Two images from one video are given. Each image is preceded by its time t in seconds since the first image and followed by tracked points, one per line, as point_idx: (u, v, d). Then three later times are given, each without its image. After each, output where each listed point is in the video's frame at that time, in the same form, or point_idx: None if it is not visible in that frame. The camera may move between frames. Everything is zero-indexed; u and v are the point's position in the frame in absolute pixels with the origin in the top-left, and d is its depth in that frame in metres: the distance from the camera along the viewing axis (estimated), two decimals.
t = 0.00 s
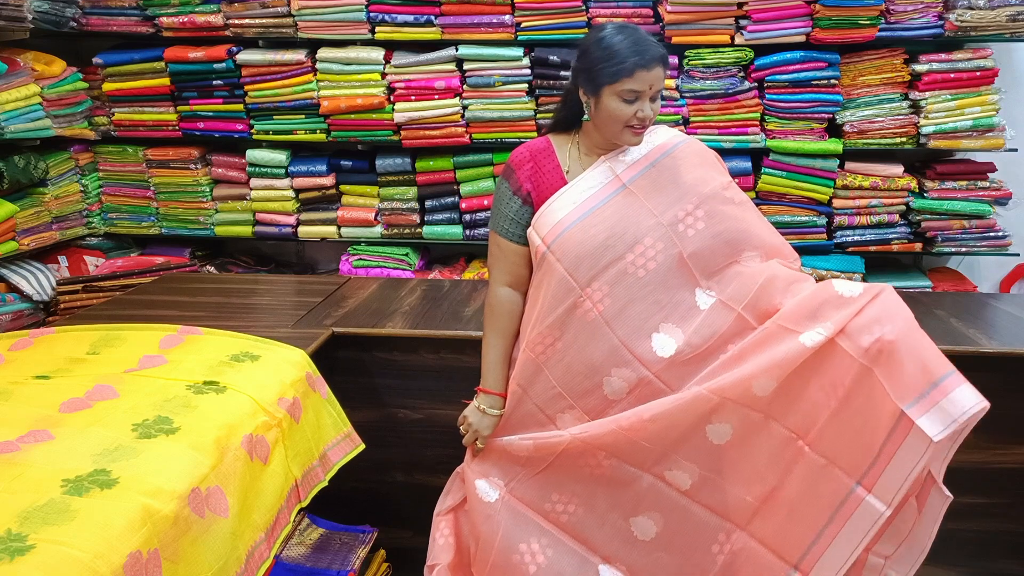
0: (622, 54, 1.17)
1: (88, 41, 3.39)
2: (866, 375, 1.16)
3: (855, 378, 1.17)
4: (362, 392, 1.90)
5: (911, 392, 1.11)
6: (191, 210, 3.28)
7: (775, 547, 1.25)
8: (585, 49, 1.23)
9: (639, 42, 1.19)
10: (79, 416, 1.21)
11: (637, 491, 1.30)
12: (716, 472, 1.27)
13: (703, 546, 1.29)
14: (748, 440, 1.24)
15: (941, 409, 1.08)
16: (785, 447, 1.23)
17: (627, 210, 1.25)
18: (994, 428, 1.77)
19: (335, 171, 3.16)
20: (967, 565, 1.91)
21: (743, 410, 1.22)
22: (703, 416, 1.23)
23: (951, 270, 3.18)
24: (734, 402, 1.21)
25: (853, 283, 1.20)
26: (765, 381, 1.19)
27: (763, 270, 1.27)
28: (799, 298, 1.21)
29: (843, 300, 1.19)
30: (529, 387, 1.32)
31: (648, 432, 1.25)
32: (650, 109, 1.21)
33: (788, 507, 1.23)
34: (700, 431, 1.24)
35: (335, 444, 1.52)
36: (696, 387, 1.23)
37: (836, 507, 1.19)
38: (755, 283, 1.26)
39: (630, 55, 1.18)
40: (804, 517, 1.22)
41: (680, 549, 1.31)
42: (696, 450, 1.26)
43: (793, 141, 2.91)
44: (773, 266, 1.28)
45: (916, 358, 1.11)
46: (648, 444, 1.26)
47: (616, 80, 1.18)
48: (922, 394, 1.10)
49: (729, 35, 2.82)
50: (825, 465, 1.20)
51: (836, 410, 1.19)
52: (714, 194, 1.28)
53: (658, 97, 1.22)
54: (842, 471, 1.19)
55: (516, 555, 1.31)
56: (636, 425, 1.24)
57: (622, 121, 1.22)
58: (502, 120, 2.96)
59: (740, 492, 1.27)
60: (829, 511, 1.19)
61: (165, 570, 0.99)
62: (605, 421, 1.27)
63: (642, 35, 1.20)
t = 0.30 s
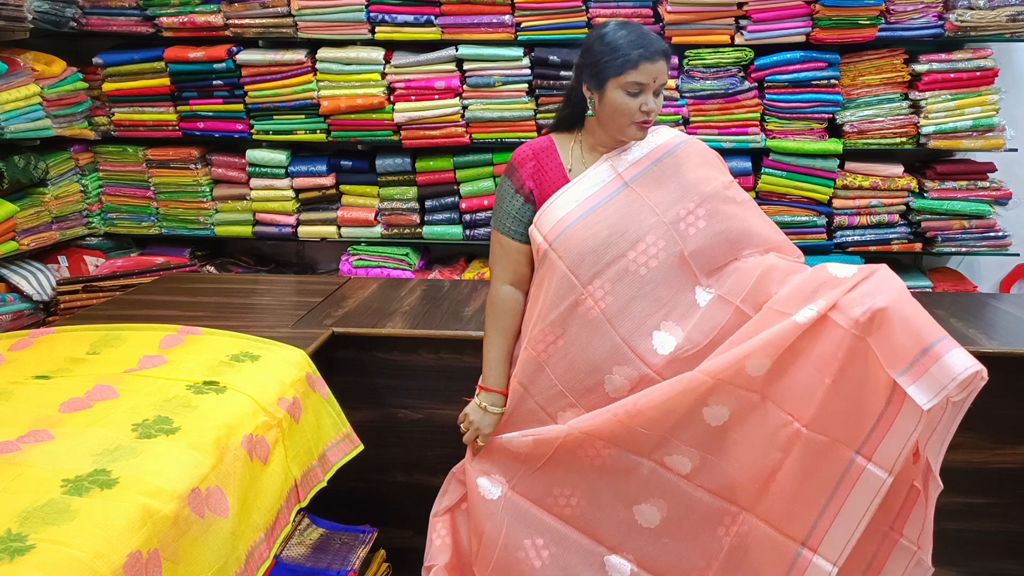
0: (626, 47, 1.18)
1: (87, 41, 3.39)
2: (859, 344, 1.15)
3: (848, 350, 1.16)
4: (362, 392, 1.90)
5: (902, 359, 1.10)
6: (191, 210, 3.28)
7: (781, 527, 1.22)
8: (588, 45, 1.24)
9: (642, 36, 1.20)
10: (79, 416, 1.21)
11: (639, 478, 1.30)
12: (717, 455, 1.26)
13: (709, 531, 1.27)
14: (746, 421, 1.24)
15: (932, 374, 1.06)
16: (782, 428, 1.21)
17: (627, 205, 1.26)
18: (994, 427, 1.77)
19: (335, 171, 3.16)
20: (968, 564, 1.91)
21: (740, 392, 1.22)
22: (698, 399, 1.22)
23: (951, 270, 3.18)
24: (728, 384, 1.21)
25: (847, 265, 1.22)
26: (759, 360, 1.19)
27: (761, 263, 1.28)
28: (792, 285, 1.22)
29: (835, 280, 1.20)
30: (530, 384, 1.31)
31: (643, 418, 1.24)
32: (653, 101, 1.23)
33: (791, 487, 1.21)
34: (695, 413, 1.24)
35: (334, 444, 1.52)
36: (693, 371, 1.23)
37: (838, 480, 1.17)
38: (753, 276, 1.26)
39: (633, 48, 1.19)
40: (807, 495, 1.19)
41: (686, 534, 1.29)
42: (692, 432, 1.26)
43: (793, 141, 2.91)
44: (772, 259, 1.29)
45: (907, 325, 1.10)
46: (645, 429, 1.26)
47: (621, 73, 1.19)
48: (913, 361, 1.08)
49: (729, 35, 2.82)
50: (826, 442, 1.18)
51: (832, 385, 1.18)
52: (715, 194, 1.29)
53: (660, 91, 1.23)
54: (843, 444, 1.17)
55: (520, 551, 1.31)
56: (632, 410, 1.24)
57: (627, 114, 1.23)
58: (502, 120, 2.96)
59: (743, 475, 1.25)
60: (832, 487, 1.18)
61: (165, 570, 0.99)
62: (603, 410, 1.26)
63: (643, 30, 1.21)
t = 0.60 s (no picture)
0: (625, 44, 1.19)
1: (87, 41, 3.39)
2: (852, 338, 1.17)
3: (841, 343, 1.18)
4: (361, 392, 1.89)
5: (891, 346, 1.11)
6: (191, 210, 3.28)
7: (778, 528, 1.22)
8: (588, 43, 1.24)
9: (642, 34, 1.20)
10: (79, 416, 1.21)
11: (635, 476, 1.29)
12: (714, 453, 1.26)
13: (706, 530, 1.26)
14: (741, 417, 1.24)
15: (919, 361, 1.08)
16: (778, 423, 1.22)
17: (625, 202, 1.26)
18: (995, 427, 1.77)
19: (335, 171, 3.16)
20: (968, 564, 1.91)
21: (736, 387, 1.23)
22: (693, 394, 1.23)
23: (951, 270, 3.18)
24: (723, 379, 1.22)
25: (842, 262, 1.25)
26: (753, 355, 1.20)
27: (759, 262, 1.28)
28: (786, 283, 1.23)
29: (828, 275, 1.23)
30: (529, 381, 1.31)
31: (639, 414, 1.24)
32: (653, 99, 1.22)
33: (786, 485, 1.21)
34: (692, 410, 1.24)
35: (335, 444, 1.52)
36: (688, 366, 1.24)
37: (833, 481, 1.17)
38: (751, 273, 1.27)
39: (633, 46, 1.19)
40: (802, 494, 1.20)
41: (686, 532, 1.28)
42: (689, 429, 1.26)
43: (793, 141, 2.91)
44: (769, 256, 1.29)
45: (896, 314, 1.12)
46: (642, 426, 1.26)
47: (620, 71, 1.19)
48: (902, 347, 1.10)
49: (729, 35, 2.82)
50: (822, 440, 1.19)
51: (826, 379, 1.19)
52: (715, 194, 1.29)
53: (660, 89, 1.23)
54: (838, 442, 1.18)
55: (519, 549, 1.31)
56: (628, 405, 1.24)
57: (627, 112, 1.23)
58: (502, 120, 2.96)
59: (741, 473, 1.25)
60: (828, 485, 1.18)
61: (165, 570, 0.99)
62: (599, 407, 1.26)
63: (644, 29, 1.22)
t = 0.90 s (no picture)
0: (615, 33, 1.21)
1: (87, 41, 3.38)
2: (852, 342, 1.16)
3: (841, 347, 1.17)
4: (361, 392, 1.89)
5: (887, 350, 1.11)
6: (191, 210, 3.28)
7: (774, 534, 1.21)
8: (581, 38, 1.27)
9: (633, 26, 1.22)
10: (79, 416, 1.21)
11: (633, 479, 1.29)
12: (712, 458, 1.25)
13: (702, 536, 1.26)
14: (740, 421, 1.24)
15: (918, 365, 1.07)
16: (776, 429, 1.22)
17: (625, 203, 1.26)
18: (995, 427, 1.77)
19: (335, 171, 3.16)
20: (967, 564, 1.91)
21: (735, 392, 1.22)
22: (693, 398, 1.23)
23: (951, 270, 3.18)
24: (723, 383, 1.22)
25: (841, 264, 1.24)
26: (754, 359, 1.20)
27: (756, 262, 1.27)
28: (785, 284, 1.23)
29: (828, 278, 1.21)
30: (528, 380, 1.32)
31: (639, 416, 1.24)
32: (640, 89, 1.23)
33: (783, 490, 1.21)
34: (691, 414, 1.24)
35: (335, 444, 1.52)
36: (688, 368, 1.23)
37: (829, 488, 1.16)
38: (750, 274, 1.26)
39: (623, 35, 1.21)
40: (799, 500, 1.19)
41: (683, 537, 1.27)
42: (686, 432, 1.25)
43: (793, 141, 2.91)
44: (768, 257, 1.28)
45: (896, 319, 1.11)
46: (640, 429, 1.25)
47: (607, 58, 1.22)
48: (900, 351, 1.09)
49: (729, 35, 2.82)
50: (821, 447, 1.18)
51: (825, 384, 1.18)
52: (715, 194, 1.28)
53: (650, 81, 1.24)
54: (837, 449, 1.17)
55: (517, 549, 1.31)
56: (626, 407, 1.24)
57: (614, 102, 1.24)
58: (502, 120, 2.96)
59: (738, 478, 1.24)
60: (824, 493, 1.17)
61: (165, 570, 0.99)
62: (598, 409, 1.26)
63: (640, 23, 1.24)
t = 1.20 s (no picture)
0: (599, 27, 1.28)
1: (87, 41, 3.38)
2: (868, 383, 1.18)
3: (857, 386, 1.19)
4: (361, 392, 1.89)
5: (910, 394, 1.14)
6: (191, 210, 3.28)
7: (766, 561, 1.23)
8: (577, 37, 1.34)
9: (621, 22, 1.28)
10: (79, 416, 1.21)
11: (627, 495, 1.28)
12: (710, 483, 1.25)
13: (693, 558, 1.25)
14: (741, 447, 1.23)
15: (940, 411, 1.11)
16: (779, 457, 1.22)
17: (628, 209, 1.26)
18: (995, 427, 1.77)
19: (335, 171, 3.16)
20: (967, 564, 1.91)
21: (737, 416, 1.22)
22: (698, 418, 1.22)
23: (951, 270, 3.18)
24: (728, 405, 1.22)
25: (848, 288, 1.25)
26: (762, 385, 1.20)
27: (761, 270, 1.27)
28: (796, 301, 1.23)
29: (844, 308, 1.22)
30: (527, 378, 1.31)
31: (641, 429, 1.24)
32: (618, 80, 1.26)
33: (781, 518, 1.21)
34: (693, 432, 1.23)
35: (335, 444, 1.52)
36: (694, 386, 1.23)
37: (830, 522, 1.19)
38: (753, 283, 1.26)
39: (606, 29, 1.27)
40: (796, 529, 1.21)
41: (675, 555, 1.26)
42: (686, 451, 1.25)
43: (793, 141, 2.91)
44: (771, 266, 1.29)
45: (918, 363, 1.15)
46: (641, 444, 1.25)
47: (588, 49, 1.28)
48: (922, 396, 1.13)
49: (729, 35, 2.82)
50: (824, 480, 1.20)
51: (836, 420, 1.20)
52: (712, 192, 1.28)
53: (631, 74, 1.27)
54: (841, 484, 1.19)
55: (511, 551, 1.31)
56: (629, 420, 1.24)
57: (592, 92, 1.28)
58: (502, 120, 2.96)
59: (734, 504, 1.24)
60: (824, 527, 1.19)
61: (165, 570, 0.99)
62: (600, 416, 1.26)
63: (629, 23, 1.30)
